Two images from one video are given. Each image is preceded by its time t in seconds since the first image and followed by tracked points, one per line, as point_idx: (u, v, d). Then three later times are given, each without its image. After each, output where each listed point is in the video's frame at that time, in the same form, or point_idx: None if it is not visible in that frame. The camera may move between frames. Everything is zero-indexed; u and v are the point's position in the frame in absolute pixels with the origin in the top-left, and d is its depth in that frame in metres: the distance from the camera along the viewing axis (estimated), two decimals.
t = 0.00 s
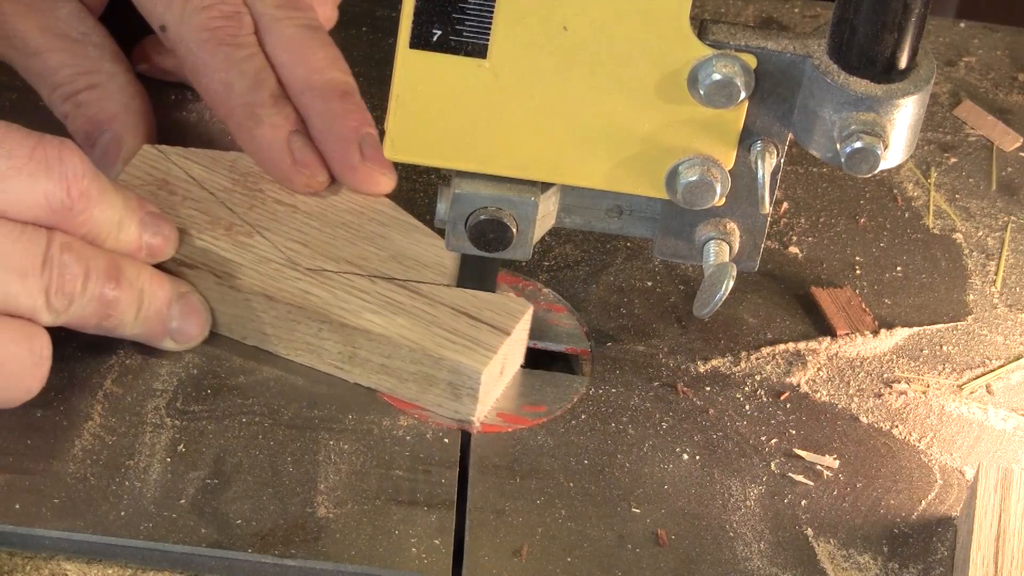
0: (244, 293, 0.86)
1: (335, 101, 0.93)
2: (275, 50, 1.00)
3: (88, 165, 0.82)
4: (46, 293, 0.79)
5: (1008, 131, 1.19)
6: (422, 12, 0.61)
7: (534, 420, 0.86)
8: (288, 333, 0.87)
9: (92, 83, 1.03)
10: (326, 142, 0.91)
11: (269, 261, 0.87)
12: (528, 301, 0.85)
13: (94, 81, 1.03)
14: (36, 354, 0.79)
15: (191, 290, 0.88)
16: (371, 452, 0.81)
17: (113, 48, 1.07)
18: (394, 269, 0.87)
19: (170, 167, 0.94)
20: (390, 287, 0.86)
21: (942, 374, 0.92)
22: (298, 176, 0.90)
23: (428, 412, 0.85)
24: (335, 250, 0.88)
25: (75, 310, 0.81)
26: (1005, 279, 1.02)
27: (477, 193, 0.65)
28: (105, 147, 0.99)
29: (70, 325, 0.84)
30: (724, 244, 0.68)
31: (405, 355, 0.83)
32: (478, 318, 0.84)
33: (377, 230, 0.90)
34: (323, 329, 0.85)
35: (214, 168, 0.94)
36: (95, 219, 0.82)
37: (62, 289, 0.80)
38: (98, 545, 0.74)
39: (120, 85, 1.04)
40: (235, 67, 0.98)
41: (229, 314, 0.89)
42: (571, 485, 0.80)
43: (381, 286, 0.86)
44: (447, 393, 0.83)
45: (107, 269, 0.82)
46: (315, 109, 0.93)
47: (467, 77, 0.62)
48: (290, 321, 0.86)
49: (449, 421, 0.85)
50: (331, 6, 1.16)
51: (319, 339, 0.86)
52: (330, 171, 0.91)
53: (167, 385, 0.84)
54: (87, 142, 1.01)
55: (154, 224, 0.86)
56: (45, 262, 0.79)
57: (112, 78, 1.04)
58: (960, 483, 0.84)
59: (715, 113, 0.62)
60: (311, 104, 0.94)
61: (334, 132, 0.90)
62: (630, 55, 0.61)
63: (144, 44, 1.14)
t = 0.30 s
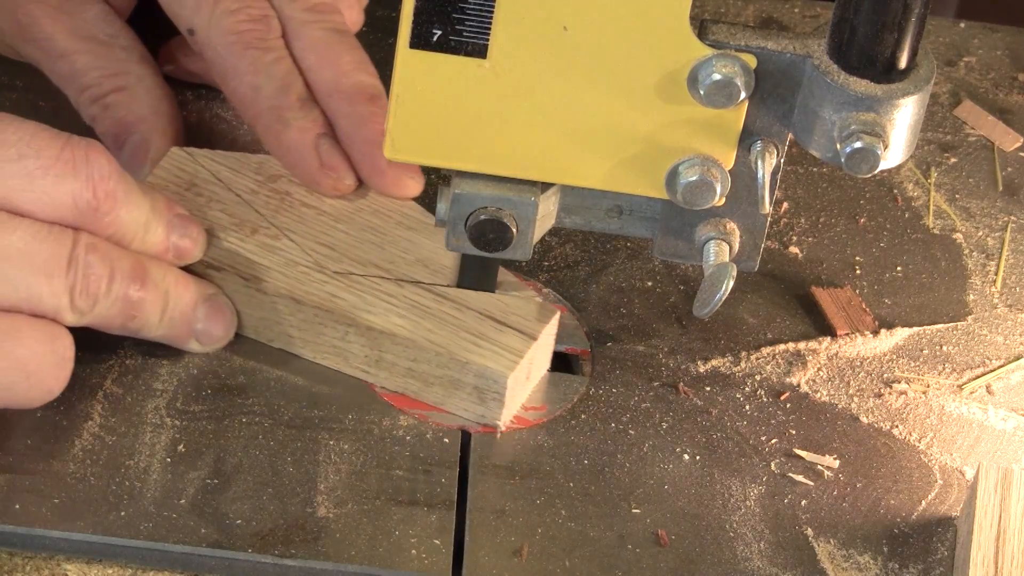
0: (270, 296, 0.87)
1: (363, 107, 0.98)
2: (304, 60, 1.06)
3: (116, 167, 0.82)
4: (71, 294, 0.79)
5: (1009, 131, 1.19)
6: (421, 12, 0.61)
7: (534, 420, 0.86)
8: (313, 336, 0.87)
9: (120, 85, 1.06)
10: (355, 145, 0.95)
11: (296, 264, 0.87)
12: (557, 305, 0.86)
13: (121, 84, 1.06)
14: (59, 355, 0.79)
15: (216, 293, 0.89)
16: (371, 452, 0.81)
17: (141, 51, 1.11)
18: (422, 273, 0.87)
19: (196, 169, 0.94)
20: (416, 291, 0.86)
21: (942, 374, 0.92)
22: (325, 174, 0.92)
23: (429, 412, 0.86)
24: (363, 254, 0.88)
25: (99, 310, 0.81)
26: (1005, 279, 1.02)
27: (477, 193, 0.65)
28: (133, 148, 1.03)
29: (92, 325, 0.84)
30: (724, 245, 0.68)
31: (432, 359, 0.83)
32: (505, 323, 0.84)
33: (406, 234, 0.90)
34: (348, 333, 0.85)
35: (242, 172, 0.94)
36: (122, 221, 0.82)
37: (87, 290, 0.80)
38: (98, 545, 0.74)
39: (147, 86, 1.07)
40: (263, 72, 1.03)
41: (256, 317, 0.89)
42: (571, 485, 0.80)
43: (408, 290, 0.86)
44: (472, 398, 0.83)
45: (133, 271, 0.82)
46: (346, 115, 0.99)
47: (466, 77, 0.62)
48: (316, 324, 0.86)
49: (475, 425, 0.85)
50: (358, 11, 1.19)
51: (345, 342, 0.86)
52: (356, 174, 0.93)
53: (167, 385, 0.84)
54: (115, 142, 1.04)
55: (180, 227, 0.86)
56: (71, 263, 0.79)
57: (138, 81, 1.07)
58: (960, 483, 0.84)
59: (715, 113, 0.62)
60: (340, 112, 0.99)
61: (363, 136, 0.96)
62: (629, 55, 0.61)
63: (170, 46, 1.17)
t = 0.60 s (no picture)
0: (294, 294, 0.87)
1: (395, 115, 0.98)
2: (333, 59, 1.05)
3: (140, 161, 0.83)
4: (93, 286, 0.80)
5: (1009, 130, 1.19)
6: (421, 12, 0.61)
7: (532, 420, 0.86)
8: (336, 336, 0.87)
9: (150, 83, 1.08)
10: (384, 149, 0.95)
11: (321, 265, 0.87)
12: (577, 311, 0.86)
13: (152, 82, 1.08)
14: (81, 348, 0.80)
15: (239, 292, 0.89)
16: (371, 452, 0.81)
17: (171, 49, 1.12)
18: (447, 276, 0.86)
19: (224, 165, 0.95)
20: (439, 293, 0.85)
21: (942, 374, 0.92)
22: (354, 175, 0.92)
23: (429, 412, 0.86)
24: (388, 254, 0.88)
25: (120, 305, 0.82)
26: (1005, 279, 1.02)
27: (476, 194, 0.65)
28: (163, 146, 1.04)
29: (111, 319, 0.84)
30: (724, 244, 0.68)
31: (451, 362, 0.82)
32: (527, 327, 0.83)
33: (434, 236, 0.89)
34: (370, 332, 0.85)
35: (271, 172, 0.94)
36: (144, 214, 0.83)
37: (109, 283, 0.80)
38: (98, 545, 0.74)
39: (177, 85, 1.08)
40: (293, 73, 1.02)
41: (278, 317, 0.89)
42: (571, 485, 0.80)
43: (430, 292, 0.85)
44: (491, 401, 0.83)
45: (154, 265, 0.83)
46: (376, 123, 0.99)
47: (466, 77, 0.62)
48: (338, 324, 0.86)
49: (494, 429, 0.85)
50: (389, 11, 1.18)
51: (368, 342, 0.86)
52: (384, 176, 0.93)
53: (166, 385, 0.85)
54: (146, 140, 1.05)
55: (202, 224, 0.87)
56: (93, 255, 0.79)
57: (169, 79, 1.09)
58: (960, 483, 0.84)
59: (715, 113, 0.62)
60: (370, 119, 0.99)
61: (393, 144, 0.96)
62: (628, 54, 0.61)
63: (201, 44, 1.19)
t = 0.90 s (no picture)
0: (313, 294, 0.87)
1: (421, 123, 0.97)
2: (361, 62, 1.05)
3: (162, 158, 0.84)
4: (112, 281, 0.80)
5: (1010, 130, 1.19)
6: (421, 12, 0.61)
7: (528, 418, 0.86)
8: (355, 337, 0.87)
9: (177, 82, 1.10)
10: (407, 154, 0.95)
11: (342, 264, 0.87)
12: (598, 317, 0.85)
13: (178, 81, 1.10)
14: (97, 344, 0.81)
15: (258, 292, 0.89)
16: (371, 452, 0.81)
17: (197, 49, 1.15)
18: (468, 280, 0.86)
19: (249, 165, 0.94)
20: (460, 295, 0.85)
21: (942, 374, 0.92)
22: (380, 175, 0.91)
23: (429, 412, 0.86)
24: (409, 256, 0.87)
25: (139, 301, 0.82)
26: (1005, 279, 1.02)
27: (477, 193, 0.65)
28: (188, 146, 1.06)
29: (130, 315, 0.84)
30: (724, 244, 0.68)
31: (470, 365, 0.82)
32: (546, 332, 0.83)
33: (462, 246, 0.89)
34: (390, 333, 0.85)
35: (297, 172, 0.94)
36: (165, 212, 0.84)
37: (129, 279, 0.81)
38: (98, 545, 0.73)
39: (203, 84, 1.11)
40: (319, 73, 1.02)
41: (298, 314, 0.89)
42: (571, 485, 0.81)
43: (451, 295, 0.85)
44: (509, 405, 0.83)
45: (175, 262, 0.83)
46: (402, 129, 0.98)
47: (466, 78, 0.62)
48: (357, 325, 0.86)
49: (512, 432, 0.85)
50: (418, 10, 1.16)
51: (387, 343, 0.86)
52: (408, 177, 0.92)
53: (166, 385, 0.85)
54: (172, 138, 1.08)
55: (224, 222, 0.87)
56: (113, 251, 0.80)
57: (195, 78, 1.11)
58: (960, 483, 0.84)
59: (716, 112, 0.62)
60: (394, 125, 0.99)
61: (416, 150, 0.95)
62: (629, 55, 0.61)
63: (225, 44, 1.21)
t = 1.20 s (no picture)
0: (326, 296, 0.87)
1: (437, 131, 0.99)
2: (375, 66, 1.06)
3: (178, 161, 0.84)
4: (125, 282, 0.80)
5: (1011, 130, 1.19)
6: (422, 12, 0.61)
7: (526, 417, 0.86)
8: (369, 339, 0.87)
9: (193, 84, 1.10)
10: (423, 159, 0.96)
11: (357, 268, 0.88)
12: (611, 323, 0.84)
13: (194, 83, 1.10)
14: (108, 346, 0.81)
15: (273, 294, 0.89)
16: (371, 452, 0.81)
17: (213, 51, 1.15)
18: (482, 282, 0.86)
19: (265, 167, 0.94)
20: (474, 297, 0.85)
21: (942, 374, 0.92)
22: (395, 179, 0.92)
23: (429, 412, 0.85)
24: (424, 258, 0.87)
25: (153, 302, 0.82)
26: (1005, 279, 1.02)
27: (477, 194, 0.65)
28: (204, 147, 1.06)
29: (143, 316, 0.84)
30: (724, 245, 0.68)
31: (484, 368, 0.82)
32: (560, 335, 0.83)
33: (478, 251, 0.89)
34: (405, 335, 0.85)
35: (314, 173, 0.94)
36: (180, 214, 0.84)
37: (143, 280, 0.81)
38: (97, 545, 0.73)
39: (219, 86, 1.11)
40: (335, 75, 1.04)
41: (312, 317, 0.89)
42: (571, 485, 0.81)
43: (465, 296, 0.85)
44: (523, 408, 0.83)
45: (189, 264, 0.83)
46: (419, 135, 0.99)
47: (466, 77, 0.62)
48: (371, 327, 0.86)
49: (514, 432, 0.85)
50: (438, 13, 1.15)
51: (402, 345, 0.86)
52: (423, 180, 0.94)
53: (166, 385, 0.85)
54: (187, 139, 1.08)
55: (238, 225, 0.87)
56: (127, 253, 0.80)
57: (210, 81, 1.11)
58: (960, 483, 0.84)
59: (716, 113, 0.62)
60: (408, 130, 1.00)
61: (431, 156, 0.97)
62: (629, 55, 0.61)
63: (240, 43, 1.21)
